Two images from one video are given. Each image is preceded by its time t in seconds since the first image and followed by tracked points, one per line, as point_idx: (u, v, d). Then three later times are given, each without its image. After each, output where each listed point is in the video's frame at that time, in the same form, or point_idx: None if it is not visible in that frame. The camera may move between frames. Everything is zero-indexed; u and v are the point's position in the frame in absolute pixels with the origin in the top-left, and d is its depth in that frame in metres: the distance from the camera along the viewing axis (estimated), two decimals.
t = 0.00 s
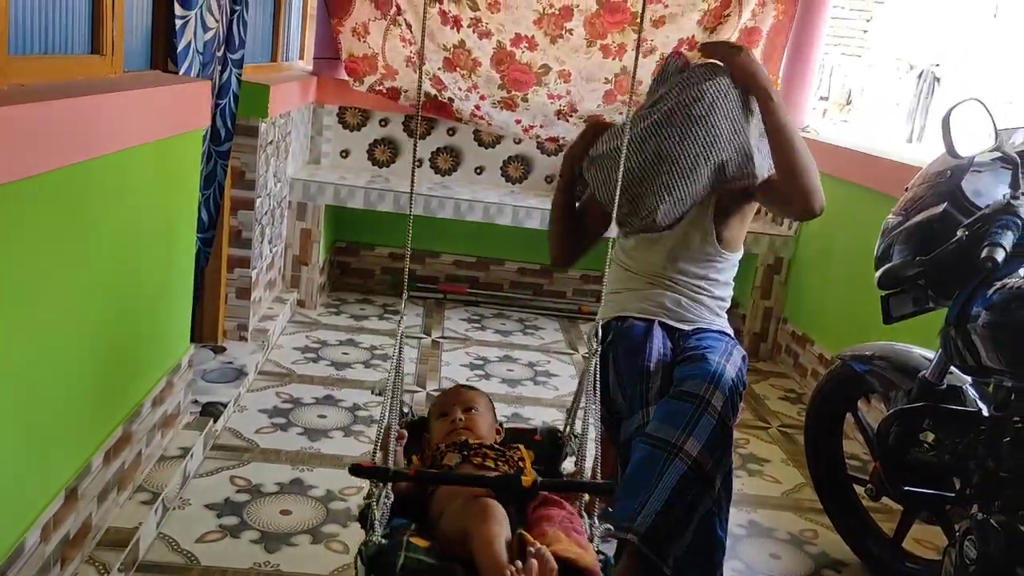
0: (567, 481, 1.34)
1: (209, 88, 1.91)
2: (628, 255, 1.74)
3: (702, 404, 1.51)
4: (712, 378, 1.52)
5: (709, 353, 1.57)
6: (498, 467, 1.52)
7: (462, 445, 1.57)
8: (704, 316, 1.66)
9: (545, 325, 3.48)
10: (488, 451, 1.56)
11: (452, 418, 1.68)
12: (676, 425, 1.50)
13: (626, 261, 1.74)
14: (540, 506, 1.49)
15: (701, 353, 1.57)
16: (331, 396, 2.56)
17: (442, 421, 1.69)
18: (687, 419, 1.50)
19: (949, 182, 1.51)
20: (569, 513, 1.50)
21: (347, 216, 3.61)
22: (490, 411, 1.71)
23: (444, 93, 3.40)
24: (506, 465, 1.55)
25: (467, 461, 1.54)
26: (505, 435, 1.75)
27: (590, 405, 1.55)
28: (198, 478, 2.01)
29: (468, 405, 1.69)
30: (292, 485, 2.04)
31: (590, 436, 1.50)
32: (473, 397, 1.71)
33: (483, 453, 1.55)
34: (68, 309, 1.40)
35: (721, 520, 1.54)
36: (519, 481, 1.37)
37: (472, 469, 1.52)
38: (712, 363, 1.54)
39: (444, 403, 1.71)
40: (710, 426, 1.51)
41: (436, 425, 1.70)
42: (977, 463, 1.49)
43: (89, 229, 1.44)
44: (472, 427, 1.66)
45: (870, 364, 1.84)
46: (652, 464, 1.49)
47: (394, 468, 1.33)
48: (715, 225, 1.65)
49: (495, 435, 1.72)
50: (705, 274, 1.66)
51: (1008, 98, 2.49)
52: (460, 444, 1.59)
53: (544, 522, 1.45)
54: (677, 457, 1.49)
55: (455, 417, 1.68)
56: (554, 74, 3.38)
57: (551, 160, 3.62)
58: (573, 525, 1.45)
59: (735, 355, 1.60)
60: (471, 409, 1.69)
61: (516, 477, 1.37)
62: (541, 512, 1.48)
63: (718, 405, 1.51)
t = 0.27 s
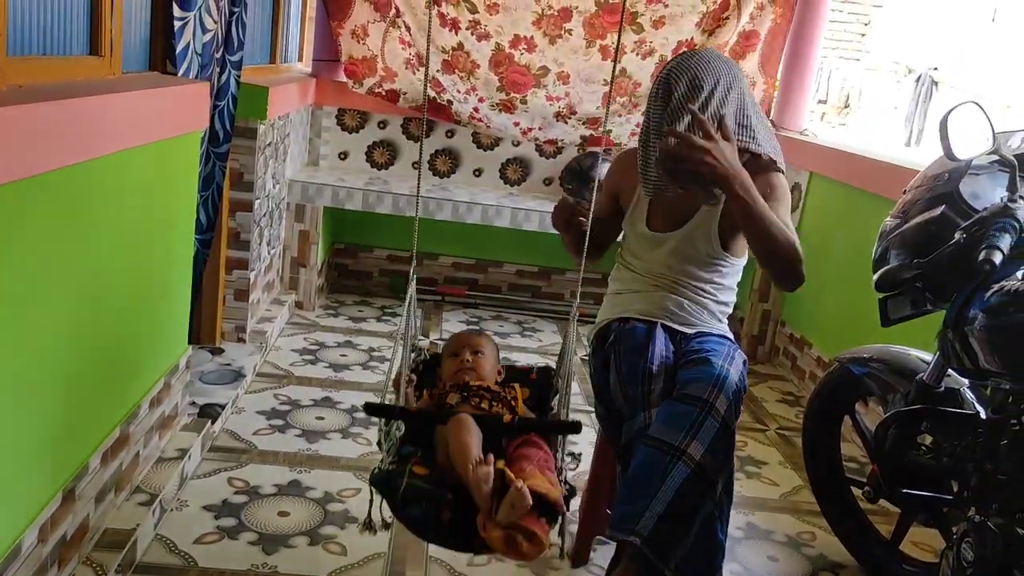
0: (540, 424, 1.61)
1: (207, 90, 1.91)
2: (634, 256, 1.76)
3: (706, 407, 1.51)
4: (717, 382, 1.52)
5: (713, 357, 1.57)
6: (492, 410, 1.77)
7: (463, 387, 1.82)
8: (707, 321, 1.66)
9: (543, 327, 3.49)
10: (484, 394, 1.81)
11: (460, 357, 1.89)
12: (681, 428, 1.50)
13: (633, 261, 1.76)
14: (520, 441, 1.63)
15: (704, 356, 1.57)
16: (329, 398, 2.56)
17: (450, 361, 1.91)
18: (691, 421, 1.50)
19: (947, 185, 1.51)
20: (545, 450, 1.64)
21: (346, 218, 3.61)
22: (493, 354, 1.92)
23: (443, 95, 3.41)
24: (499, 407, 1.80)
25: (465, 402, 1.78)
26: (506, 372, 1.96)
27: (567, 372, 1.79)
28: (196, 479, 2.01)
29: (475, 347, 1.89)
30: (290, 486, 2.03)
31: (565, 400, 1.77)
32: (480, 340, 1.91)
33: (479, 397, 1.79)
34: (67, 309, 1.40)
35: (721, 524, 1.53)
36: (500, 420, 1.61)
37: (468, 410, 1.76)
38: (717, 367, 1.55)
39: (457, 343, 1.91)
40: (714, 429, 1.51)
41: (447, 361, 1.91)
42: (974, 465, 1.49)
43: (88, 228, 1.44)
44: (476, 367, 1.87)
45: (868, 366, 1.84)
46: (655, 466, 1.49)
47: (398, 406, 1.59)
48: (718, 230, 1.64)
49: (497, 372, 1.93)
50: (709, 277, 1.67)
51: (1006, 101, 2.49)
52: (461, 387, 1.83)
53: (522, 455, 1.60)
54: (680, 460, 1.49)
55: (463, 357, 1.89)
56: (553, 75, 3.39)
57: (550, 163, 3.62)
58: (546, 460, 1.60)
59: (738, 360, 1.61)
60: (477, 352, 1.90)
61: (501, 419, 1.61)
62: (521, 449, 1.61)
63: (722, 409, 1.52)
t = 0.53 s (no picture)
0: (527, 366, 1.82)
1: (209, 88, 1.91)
2: (642, 252, 1.74)
3: (706, 406, 1.50)
4: (716, 380, 1.52)
5: (711, 356, 1.57)
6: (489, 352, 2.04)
7: (466, 330, 2.11)
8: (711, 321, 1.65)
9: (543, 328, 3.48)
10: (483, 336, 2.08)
11: (467, 304, 2.17)
12: (681, 428, 1.50)
13: (640, 256, 1.74)
14: (511, 383, 1.86)
15: (703, 355, 1.57)
16: (329, 398, 2.55)
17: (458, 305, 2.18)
18: (691, 421, 1.50)
19: (950, 184, 1.52)
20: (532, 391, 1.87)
21: (346, 218, 3.61)
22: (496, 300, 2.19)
23: (444, 96, 3.40)
24: (496, 349, 2.06)
25: (467, 343, 2.07)
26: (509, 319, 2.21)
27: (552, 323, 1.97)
28: (196, 478, 2.01)
29: (480, 295, 2.18)
30: (290, 485, 2.03)
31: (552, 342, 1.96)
32: (486, 290, 2.19)
33: (480, 338, 2.07)
34: (69, 305, 1.40)
35: (726, 522, 1.54)
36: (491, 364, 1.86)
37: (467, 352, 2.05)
38: (715, 366, 1.54)
39: (466, 291, 2.20)
40: (715, 428, 1.51)
41: (456, 306, 2.20)
42: (977, 465, 1.49)
43: (89, 224, 1.44)
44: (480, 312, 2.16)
45: (869, 366, 1.84)
46: (656, 467, 1.49)
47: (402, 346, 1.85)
48: (726, 223, 1.63)
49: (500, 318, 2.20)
50: (714, 274, 1.65)
51: (1006, 102, 2.50)
52: (463, 329, 2.11)
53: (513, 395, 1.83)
54: (681, 460, 1.49)
55: (470, 303, 2.17)
56: (554, 75, 3.39)
57: (550, 163, 3.62)
58: (531, 399, 1.82)
59: (737, 357, 1.60)
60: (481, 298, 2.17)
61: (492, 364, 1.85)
62: (511, 389, 1.84)
63: (722, 407, 1.51)
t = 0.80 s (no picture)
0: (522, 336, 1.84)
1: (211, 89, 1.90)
2: (644, 252, 1.74)
3: (704, 405, 1.51)
4: (715, 379, 1.52)
5: (710, 355, 1.57)
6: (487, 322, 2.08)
7: (467, 297, 2.13)
8: (713, 322, 1.65)
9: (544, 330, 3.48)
10: (483, 304, 2.11)
11: (472, 269, 2.15)
12: (680, 425, 1.50)
13: (643, 256, 1.74)
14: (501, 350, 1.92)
15: (703, 353, 1.57)
16: (331, 399, 2.55)
17: (463, 272, 2.16)
18: (689, 418, 1.50)
19: (955, 184, 1.51)
20: (522, 358, 1.93)
21: (347, 220, 3.60)
22: (502, 268, 2.17)
23: (445, 97, 3.40)
24: (494, 318, 2.10)
25: (466, 311, 2.11)
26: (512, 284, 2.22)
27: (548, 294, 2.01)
28: (198, 479, 2.00)
29: (485, 262, 2.16)
30: (293, 487, 2.03)
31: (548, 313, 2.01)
32: (492, 257, 2.17)
33: (479, 306, 2.10)
34: (72, 305, 1.40)
35: (723, 522, 1.52)
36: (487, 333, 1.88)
37: (467, 321, 2.09)
38: (714, 364, 1.54)
39: (473, 256, 2.18)
40: (713, 426, 1.51)
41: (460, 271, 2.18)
42: (982, 467, 1.48)
43: (92, 224, 1.44)
44: (483, 280, 2.14)
45: (872, 368, 1.83)
46: (654, 463, 1.49)
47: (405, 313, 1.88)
48: (737, 218, 1.63)
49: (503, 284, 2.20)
50: (719, 274, 1.65)
51: (1007, 104, 2.50)
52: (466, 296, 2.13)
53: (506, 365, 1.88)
54: (679, 457, 1.49)
55: (474, 268, 2.15)
56: (554, 77, 3.39)
57: (551, 165, 3.61)
58: (520, 369, 1.88)
59: (736, 357, 1.61)
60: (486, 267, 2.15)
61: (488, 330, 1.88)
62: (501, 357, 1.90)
63: (721, 405, 1.52)
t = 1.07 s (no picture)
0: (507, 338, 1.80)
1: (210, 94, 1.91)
2: (639, 256, 1.75)
3: (712, 410, 1.50)
4: (721, 385, 1.52)
5: (716, 361, 1.57)
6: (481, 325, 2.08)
7: (462, 299, 2.12)
8: (711, 326, 1.67)
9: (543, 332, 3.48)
10: (478, 307, 2.10)
11: (470, 271, 2.15)
12: (687, 432, 1.49)
13: (638, 260, 1.75)
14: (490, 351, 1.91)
15: (708, 359, 1.57)
16: (330, 402, 2.55)
17: (462, 272, 2.16)
18: (698, 425, 1.49)
19: (953, 188, 1.52)
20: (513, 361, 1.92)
21: (346, 222, 3.60)
22: (500, 270, 2.17)
23: (443, 100, 3.41)
24: (489, 321, 2.09)
25: (460, 313, 2.10)
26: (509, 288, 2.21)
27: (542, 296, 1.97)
28: (197, 483, 2.00)
29: (483, 265, 2.15)
30: (292, 491, 2.03)
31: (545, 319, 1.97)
32: (491, 260, 2.16)
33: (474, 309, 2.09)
34: (73, 311, 1.41)
35: (730, 527, 1.54)
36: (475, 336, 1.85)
37: (461, 323, 2.09)
38: (720, 370, 1.55)
39: (472, 259, 2.17)
40: (721, 434, 1.50)
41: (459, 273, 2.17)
42: (979, 471, 1.48)
43: (92, 230, 1.44)
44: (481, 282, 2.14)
45: (871, 371, 1.84)
46: (665, 471, 1.47)
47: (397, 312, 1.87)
48: (731, 226, 1.66)
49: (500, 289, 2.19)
50: (714, 277, 1.67)
51: (1006, 107, 2.50)
52: (460, 298, 2.12)
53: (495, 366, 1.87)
54: (689, 465, 1.47)
55: (472, 271, 2.15)
56: (552, 81, 3.39)
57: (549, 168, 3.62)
58: (510, 370, 1.87)
59: (740, 362, 1.61)
60: (484, 268, 2.15)
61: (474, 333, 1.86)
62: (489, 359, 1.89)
63: (728, 411, 1.51)
